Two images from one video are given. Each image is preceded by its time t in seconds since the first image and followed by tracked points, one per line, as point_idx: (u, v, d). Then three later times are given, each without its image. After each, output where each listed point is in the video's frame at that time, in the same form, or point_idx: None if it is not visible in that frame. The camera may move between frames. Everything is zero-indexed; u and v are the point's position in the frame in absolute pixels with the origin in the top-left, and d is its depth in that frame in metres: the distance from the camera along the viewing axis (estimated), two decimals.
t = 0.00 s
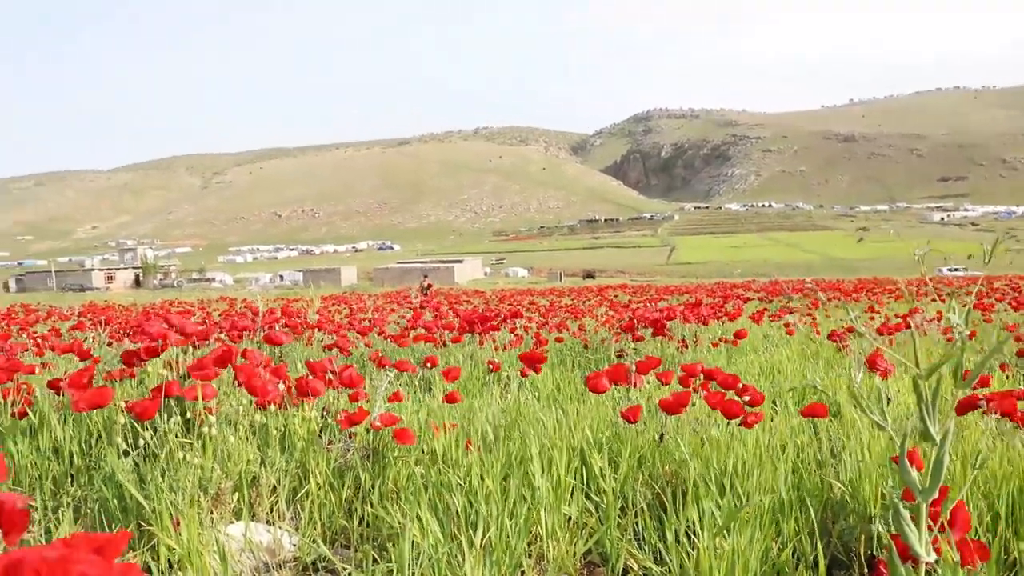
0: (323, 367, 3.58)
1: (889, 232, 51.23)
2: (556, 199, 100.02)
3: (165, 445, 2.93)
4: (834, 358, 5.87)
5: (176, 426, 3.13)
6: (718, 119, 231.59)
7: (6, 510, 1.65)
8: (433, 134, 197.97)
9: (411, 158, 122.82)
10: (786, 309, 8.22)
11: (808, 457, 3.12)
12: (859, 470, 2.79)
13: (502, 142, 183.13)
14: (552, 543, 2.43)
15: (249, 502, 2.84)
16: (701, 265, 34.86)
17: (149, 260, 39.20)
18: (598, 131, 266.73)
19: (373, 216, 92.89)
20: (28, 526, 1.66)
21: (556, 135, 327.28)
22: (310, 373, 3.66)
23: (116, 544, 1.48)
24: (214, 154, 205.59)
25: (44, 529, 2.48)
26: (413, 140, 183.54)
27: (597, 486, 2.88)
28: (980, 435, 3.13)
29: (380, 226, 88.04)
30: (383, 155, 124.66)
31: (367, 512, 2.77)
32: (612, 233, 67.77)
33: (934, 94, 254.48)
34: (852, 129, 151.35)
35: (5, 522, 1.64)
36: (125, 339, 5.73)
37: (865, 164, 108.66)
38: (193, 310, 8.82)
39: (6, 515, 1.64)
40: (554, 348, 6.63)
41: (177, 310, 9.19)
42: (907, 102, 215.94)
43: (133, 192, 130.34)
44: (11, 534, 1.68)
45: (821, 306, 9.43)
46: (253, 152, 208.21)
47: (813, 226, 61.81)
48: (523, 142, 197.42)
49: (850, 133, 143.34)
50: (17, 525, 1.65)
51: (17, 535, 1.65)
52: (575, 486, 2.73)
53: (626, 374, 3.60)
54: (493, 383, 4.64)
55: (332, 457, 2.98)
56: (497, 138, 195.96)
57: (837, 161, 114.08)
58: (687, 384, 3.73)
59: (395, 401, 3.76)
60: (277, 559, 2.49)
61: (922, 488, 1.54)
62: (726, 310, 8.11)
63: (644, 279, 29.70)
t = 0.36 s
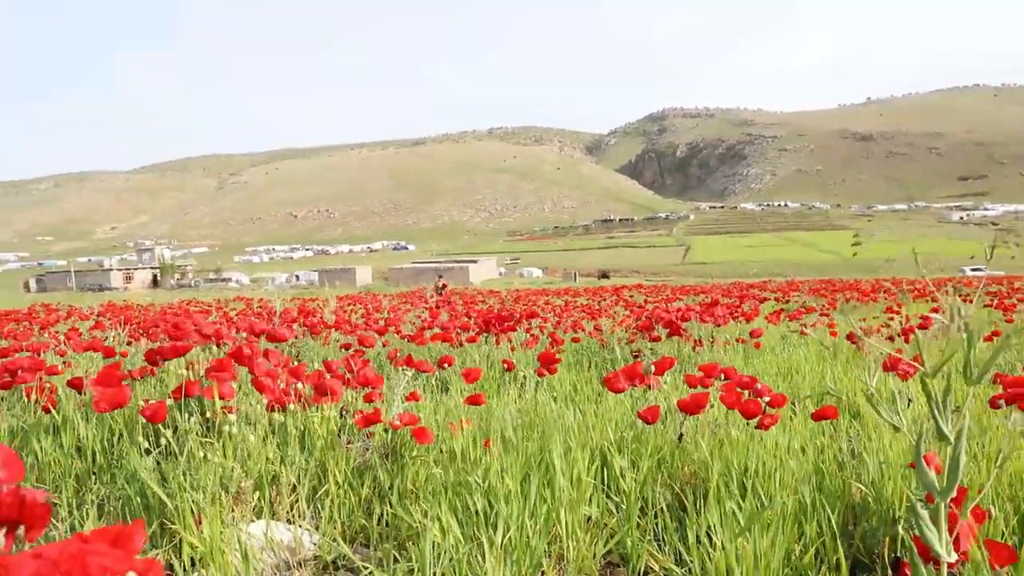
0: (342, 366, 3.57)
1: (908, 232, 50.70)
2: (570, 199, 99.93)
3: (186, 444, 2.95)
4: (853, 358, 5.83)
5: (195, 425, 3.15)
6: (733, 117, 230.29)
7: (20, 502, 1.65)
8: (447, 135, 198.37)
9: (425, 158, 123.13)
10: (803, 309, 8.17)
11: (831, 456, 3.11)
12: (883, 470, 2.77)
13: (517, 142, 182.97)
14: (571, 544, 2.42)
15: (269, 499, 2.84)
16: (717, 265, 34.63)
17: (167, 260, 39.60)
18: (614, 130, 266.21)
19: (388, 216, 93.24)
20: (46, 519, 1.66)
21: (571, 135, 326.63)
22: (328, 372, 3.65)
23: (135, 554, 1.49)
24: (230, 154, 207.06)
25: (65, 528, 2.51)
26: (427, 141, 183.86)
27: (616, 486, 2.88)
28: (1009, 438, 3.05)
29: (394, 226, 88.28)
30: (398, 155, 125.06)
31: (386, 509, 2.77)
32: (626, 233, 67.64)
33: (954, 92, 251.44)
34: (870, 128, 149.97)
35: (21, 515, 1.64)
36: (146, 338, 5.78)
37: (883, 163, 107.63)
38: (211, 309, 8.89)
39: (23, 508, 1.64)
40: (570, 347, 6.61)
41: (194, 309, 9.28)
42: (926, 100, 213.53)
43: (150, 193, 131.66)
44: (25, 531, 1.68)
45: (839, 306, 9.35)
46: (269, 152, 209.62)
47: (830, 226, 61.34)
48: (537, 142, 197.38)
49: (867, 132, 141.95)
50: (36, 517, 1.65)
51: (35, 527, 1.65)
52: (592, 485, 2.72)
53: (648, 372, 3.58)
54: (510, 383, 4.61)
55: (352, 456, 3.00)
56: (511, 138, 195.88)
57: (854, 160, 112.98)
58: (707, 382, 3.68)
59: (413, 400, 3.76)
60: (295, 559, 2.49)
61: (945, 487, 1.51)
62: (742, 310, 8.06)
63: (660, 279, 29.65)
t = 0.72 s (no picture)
0: (360, 367, 3.57)
1: (927, 229, 50.12)
2: (584, 199, 99.76)
3: (209, 443, 2.96)
4: (874, 359, 5.77)
5: (216, 425, 3.17)
6: (749, 115, 228.88)
7: (52, 502, 1.64)
8: (462, 135, 198.73)
9: (439, 159, 123.41)
10: (820, 309, 8.09)
11: (857, 456, 3.09)
12: (908, 472, 2.73)
13: (530, 141, 182.83)
14: (592, 546, 2.39)
15: (290, 501, 2.85)
16: (732, 264, 34.41)
17: (185, 261, 40.01)
18: (628, 130, 265.48)
19: (402, 217, 93.58)
20: (79, 518, 1.66)
21: (586, 135, 325.15)
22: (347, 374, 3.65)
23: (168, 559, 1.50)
24: (247, 157, 208.64)
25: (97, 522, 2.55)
26: (442, 142, 184.29)
27: (638, 486, 2.86)
28: None
29: (409, 227, 88.55)
30: (412, 156, 125.41)
31: (406, 508, 2.78)
32: (641, 233, 67.41)
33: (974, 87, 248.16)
34: (887, 125, 148.41)
35: (52, 514, 1.65)
36: (165, 339, 5.83)
37: (901, 160, 106.46)
38: (229, 311, 8.97)
39: (53, 506, 1.64)
40: (587, 347, 6.60)
41: (212, 309, 9.36)
42: (944, 95, 211.03)
43: (168, 195, 133.02)
44: (59, 530, 1.69)
45: (858, 306, 9.27)
46: (285, 154, 211.18)
47: (848, 224, 60.77)
48: (551, 142, 197.23)
49: (885, 128, 140.50)
50: (70, 514, 1.66)
51: (68, 527, 1.66)
52: (614, 486, 2.70)
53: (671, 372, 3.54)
54: (528, 385, 4.60)
55: (371, 457, 3.00)
56: (525, 138, 195.86)
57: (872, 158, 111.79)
58: (728, 382, 3.65)
59: (433, 401, 3.76)
60: (317, 558, 2.50)
61: (983, 490, 1.48)
62: (761, 309, 8.00)
63: (676, 278, 29.54)
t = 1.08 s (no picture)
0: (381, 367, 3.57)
1: (951, 228, 49.44)
2: (602, 199, 99.54)
3: (231, 442, 2.99)
4: (897, 360, 5.71)
5: (238, 424, 3.19)
6: (768, 114, 227.14)
7: (85, 498, 1.69)
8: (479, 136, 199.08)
9: (456, 159, 123.67)
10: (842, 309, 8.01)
11: (881, 459, 3.05)
12: (936, 473, 2.68)
13: (548, 141, 182.65)
14: (615, 547, 2.37)
15: (311, 498, 2.86)
16: (752, 264, 34.13)
17: (205, 262, 40.42)
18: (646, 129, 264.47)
19: (420, 217, 93.94)
20: (110, 518, 1.70)
21: (604, 135, 324.10)
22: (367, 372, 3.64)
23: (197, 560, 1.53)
24: (266, 158, 210.35)
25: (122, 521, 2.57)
26: (459, 142, 184.62)
27: (660, 486, 2.84)
28: None
29: (426, 228, 88.78)
30: (429, 156, 125.79)
31: (427, 509, 2.78)
32: (659, 233, 67.14)
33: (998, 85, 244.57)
34: (909, 123, 146.62)
35: (84, 512, 1.69)
36: (187, 338, 5.88)
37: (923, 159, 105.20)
38: (250, 312, 9.04)
39: (86, 504, 1.68)
40: (606, 347, 6.59)
41: (231, 310, 9.44)
42: (968, 93, 208.17)
43: (188, 196, 134.40)
44: (91, 528, 1.73)
45: (879, 307, 9.17)
46: (304, 155, 212.88)
47: (869, 224, 60.13)
48: (569, 142, 196.90)
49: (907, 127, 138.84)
50: (100, 513, 1.69)
51: (100, 525, 1.70)
52: (634, 486, 2.69)
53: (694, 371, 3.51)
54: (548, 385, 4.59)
55: (392, 457, 3.01)
56: (543, 138, 195.74)
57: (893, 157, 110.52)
58: (751, 384, 3.61)
59: (452, 400, 3.76)
60: (339, 557, 2.51)
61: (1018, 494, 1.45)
62: (781, 310, 7.94)
63: (694, 279, 29.40)
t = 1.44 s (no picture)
0: (399, 366, 3.55)
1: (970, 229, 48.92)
2: (616, 199, 99.40)
3: (251, 441, 3.00)
4: (916, 361, 5.67)
5: (258, 422, 3.20)
6: (783, 114, 225.79)
7: (109, 495, 1.70)
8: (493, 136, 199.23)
9: (470, 159, 123.92)
10: (860, 310, 7.98)
11: (901, 463, 3.01)
12: (959, 474, 2.65)
13: (562, 142, 182.61)
14: (636, 548, 2.34)
15: (328, 495, 2.87)
16: (768, 264, 33.95)
17: (221, 261, 40.80)
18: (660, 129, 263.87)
19: (433, 217, 94.22)
20: (133, 512, 1.71)
21: (618, 135, 323.80)
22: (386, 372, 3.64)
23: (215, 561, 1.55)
24: (282, 159, 211.58)
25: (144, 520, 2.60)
26: (473, 142, 184.87)
27: (679, 486, 2.83)
28: None
29: (440, 228, 88.97)
30: (443, 156, 126.14)
31: (444, 508, 2.78)
32: (673, 233, 66.98)
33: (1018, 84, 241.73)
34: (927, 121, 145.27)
35: (107, 509, 1.70)
36: (206, 338, 5.94)
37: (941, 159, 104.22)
38: (266, 311, 9.07)
39: (109, 502, 1.69)
40: (621, 348, 6.57)
41: (245, 310, 9.49)
42: (987, 91, 206.12)
43: (205, 196, 135.54)
44: (115, 524, 1.73)
45: (896, 307, 9.12)
46: (319, 156, 214.01)
47: (886, 224, 59.69)
48: (583, 142, 196.71)
49: (925, 125, 137.46)
50: (123, 510, 1.70)
51: (123, 522, 1.71)
52: (652, 487, 2.68)
53: (715, 371, 3.49)
54: (564, 384, 4.58)
55: (409, 454, 3.01)
56: (556, 138, 195.72)
57: (911, 156, 109.48)
58: (770, 384, 3.59)
59: (469, 400, 3.76)
60: (356, 556, 2.51)
61: None
62: (798, 310, 7.90)
63: (710, 279, 29.30)
